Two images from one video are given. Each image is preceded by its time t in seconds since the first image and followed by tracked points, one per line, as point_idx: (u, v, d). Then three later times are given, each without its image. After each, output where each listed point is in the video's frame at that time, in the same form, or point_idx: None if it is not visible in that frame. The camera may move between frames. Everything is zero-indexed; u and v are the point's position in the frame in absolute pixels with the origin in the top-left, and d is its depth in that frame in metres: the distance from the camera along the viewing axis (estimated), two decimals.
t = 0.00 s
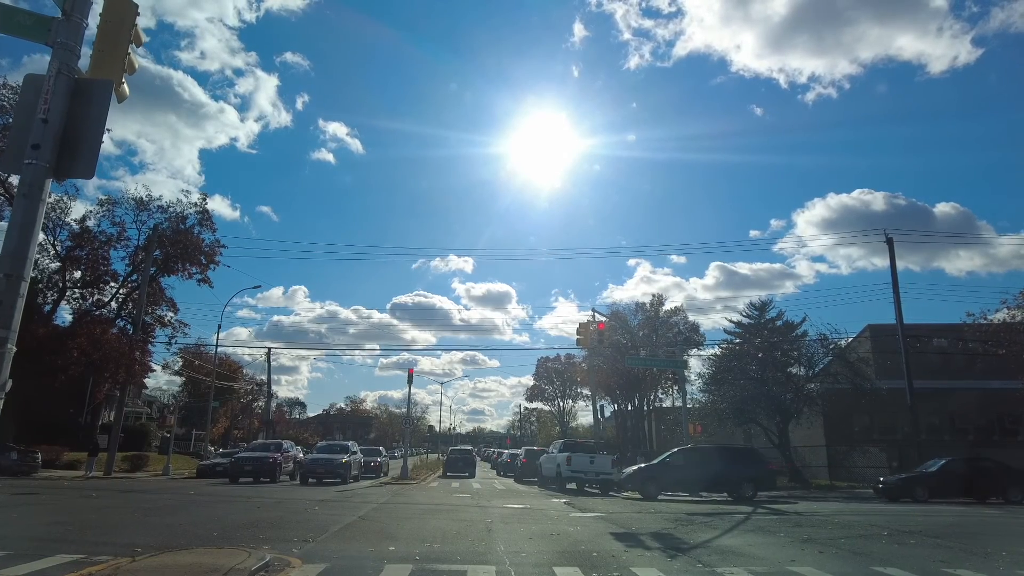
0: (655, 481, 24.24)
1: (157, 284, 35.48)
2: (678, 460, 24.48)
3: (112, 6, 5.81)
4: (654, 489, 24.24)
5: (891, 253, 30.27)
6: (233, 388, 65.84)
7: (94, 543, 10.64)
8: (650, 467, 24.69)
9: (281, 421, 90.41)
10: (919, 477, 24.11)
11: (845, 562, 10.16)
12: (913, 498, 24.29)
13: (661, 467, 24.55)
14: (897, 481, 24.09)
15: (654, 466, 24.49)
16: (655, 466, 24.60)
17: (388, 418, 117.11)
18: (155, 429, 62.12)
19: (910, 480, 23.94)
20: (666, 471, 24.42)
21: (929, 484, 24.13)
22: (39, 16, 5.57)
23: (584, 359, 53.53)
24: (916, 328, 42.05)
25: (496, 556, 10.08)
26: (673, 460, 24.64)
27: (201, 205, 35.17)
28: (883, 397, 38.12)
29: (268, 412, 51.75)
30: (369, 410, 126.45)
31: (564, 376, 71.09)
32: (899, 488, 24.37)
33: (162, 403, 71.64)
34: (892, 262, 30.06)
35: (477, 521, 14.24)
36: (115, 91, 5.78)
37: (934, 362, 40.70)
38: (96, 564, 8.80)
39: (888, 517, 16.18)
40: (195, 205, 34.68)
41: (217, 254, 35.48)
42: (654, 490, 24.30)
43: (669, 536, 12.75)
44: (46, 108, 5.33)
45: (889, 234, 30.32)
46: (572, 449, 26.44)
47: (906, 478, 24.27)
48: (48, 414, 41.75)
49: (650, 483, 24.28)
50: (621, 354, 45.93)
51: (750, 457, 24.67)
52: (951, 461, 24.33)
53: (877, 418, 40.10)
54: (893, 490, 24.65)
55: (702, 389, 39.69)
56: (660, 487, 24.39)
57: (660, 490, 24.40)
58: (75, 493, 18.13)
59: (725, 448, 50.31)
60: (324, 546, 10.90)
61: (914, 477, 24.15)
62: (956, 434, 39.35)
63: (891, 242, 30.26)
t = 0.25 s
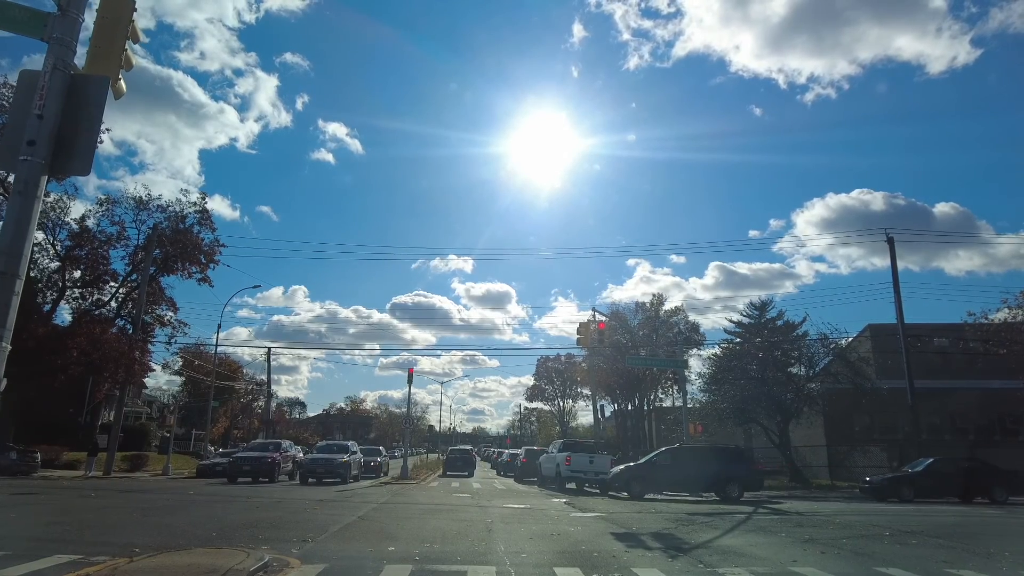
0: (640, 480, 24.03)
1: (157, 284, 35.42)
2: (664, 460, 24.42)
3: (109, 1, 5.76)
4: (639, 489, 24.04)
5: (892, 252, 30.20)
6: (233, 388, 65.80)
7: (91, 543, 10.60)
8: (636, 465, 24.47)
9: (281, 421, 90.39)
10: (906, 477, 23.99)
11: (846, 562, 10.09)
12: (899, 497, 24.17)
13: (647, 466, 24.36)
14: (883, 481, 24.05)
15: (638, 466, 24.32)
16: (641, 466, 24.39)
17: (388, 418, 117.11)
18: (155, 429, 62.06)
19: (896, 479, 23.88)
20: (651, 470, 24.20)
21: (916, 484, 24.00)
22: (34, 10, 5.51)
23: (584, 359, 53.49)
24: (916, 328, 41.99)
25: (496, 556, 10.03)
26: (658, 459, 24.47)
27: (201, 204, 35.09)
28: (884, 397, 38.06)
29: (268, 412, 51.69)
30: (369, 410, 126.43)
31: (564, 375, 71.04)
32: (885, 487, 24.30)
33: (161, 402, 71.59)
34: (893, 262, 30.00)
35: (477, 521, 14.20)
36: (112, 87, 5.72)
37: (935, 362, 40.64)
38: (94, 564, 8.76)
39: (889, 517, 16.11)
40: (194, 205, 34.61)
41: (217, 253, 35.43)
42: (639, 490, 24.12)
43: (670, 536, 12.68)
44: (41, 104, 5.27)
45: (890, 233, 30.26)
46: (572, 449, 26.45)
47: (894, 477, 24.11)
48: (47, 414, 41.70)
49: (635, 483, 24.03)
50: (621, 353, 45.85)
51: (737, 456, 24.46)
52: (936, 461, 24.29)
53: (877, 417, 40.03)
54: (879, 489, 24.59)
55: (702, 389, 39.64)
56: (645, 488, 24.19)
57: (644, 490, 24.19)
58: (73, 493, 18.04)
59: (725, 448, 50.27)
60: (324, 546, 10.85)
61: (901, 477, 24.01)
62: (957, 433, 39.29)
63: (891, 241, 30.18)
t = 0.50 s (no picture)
0: (627, 481, 24.12)
1: (157, 284, 35.40)
2: (651, 461, 24.56)
3: None
4: (626, 490, 24.05)
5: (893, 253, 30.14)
6: (233, 388, 65.78)
7: (89, 544, 10.54)
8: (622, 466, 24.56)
9: (281, 421, 90.34)
10: (894, 477, 23.90)
11: (849, 564, 10.02)
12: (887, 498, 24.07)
13: (633, 466, 24.47)
14: (870, 482, 23.99)
15: (625, 466, 24.43)
16: (628, 466, 24.45)
17: (388, 418, 117.05)
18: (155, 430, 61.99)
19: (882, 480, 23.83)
20: (639, 472, 24.25)
21: (903, 485, 23.94)
22: (31, 8, 5.47)
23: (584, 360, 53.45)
24: (917, 328, 41.96)
25: (496, 557, 9.97)
26: (644, 459, 24.56)
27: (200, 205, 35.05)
28: (884, 398, 38.06)
29: (268, 412, 51.64)
30: (369, 410, 126.38)
31: (564, 376, 70.99)
32: (871, 487, 24.26)
33: (161, 403, 71.54)
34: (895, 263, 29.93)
35: (477, 522, 14.16)
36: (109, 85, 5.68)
37: (935, 362, 40.62)
38: (92, 565, 8.72)
39: (890, 518, 16.05)
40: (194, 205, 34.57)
41: (217, 253, 35.40)
42: (626, 491, 24.11)
43: (671, 537, 12.62)
44: (38, 102, 5.24)
45: (891, 234, 30.20)
46: (571, 449, 26.47)
47: (881, 477, 24.02)
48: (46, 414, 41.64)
49: (622, 484, 24.07)
50: (621, 354, 45.79)
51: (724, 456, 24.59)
52: (922, 461, 24.32)
53: (878, 418, 40.01)
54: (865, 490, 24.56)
55: (703, 389, 39.59)
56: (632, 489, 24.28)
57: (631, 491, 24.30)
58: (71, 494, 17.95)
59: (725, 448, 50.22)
60: (323, 547, 10.80)
61: (889, 477, 23.94)
62: (958, 434, 39.26)
63: (891, 242, 30.11)
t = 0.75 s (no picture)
0: (616, 482, 24.17)
1: (157, 285, 35.38)
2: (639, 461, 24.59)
3: None
4: (614, 490, 24.07)
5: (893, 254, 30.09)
6: (233, 389, 65.77)
7: (88, 545, 10.49)
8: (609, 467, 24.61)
9: (281, 422, 90.30)
10: (881, 477, 23.92)
11: (851, 566, 9.94)
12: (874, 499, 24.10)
13: (620, 467, 24.53)
14: (857, 482, 24.00)
15: (612, 466, 24.52)
16: (616, 467, 24.50)
17: (389, 419, 117.00)
18: (155, 430, 61.96)
19: (870, 481, 23.84)
20: (627, 473, 24.23)
21: (890, 485, 23.98)
22: (30, 8, 5.45)
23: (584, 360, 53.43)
24: (918, 329, 41.92)
25: (497, 559, 9.90)
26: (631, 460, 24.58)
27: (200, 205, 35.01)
28: (884, 398, 38.08)
29: (268, 413, 51.61)
30: (369, 411, 126.34)
31: (564, 376, 70.95)
32: (858, 488, 24.27)
33: (161, 403, 71.51)
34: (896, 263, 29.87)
35: (477, 523, 14.11)
36: (108, 85, 5.66)
37: (936, 363, 40.62)
38: (91, 567, 8.69)
39: (891, 520, 16.01)
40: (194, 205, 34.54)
41: (216, 254, 35.37)
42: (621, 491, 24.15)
43: (672, 538, 12.56)
44: (36, 102, 5.21)
45: (891, 234, 30.15)
46: (571, 450, 26.54)
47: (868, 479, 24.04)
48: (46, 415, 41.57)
49: (610, 484, 24.15)
50: (621, 355, 45.74)
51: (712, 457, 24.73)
52: (908, 462, 24.33)
53: (879, 419, 40.00)
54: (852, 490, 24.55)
55: (703, 390, 39.55)
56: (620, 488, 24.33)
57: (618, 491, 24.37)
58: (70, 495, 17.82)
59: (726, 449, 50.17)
60: (323, 548, 10.75)
61: (876, 479, 23.93)
62: (958, 434, 39.23)
63: (891, 242, 30.04)
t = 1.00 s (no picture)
0: (600, 481, 24.24)
1: (157, 285, 35.37)
2: (626, 460, 24.55)
3: None
4: (599, 489, 24.12)
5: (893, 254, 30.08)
6: (233, 389, 65.77)
7: (89, 545, 10.49)
8: (595, 467, 24.65)
9: (281, 422, 90.31)
10: (863, 478, 23.93)
11: (852, 567, 9.92)
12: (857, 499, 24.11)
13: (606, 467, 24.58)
14: (839, 483, 23.98)
15: (598, 466, 24.57)
16: (601, 467, 24.51)
17: (389, 420, 116.99)
18: (155, 431, 61.98)
19: (853, 481, 23.83)
20: (615, 472, 24.28)
21: (873, 485, 23.99)
22: (29, 8, 5.44)
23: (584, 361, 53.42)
24: (918, 329, 41.92)
25: (497, 560, 9.89)
26: (618, 460, 24.57)
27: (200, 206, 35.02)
28: (885, 399, 38.10)
29: (268, 413, 51.59)
30: (369, 412, 126.31)
31: (564, 377, 70.93)
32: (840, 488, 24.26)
33: (161, 404, 71.49)
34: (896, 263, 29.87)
35: (477, 523, 14.11)
36: (107, 84, 5.65)
37: (936, 363, 40.64)
38: (91, 568, 8.69)
39: (892, 521, 15.98)
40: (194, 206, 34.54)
41: (216, 254, 35.35)
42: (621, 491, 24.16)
43: (673, 539, 12.55)
44: (35, 101, 5.21)
45: (891, 234, 30.13)
46: (571, 451, 26.53)
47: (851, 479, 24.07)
48: (46, 415, 41.56)
49: (596, 484, 24.23)
50: (622, 355, 45.72)
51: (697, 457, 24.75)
52: (890, 461, 24.35)
53: (879, 419, 40.00)
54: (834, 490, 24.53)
55: (703, 391, 39.53)
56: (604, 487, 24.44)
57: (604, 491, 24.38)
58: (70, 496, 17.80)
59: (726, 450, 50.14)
60: (324, 549, 10.74)
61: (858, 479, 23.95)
62: (959, 435, 39.23)
63: (891, 242, 30.02)
